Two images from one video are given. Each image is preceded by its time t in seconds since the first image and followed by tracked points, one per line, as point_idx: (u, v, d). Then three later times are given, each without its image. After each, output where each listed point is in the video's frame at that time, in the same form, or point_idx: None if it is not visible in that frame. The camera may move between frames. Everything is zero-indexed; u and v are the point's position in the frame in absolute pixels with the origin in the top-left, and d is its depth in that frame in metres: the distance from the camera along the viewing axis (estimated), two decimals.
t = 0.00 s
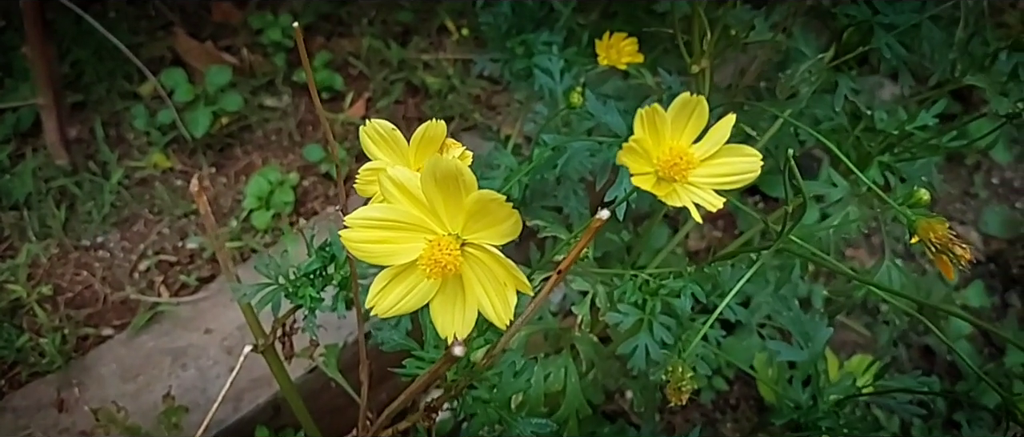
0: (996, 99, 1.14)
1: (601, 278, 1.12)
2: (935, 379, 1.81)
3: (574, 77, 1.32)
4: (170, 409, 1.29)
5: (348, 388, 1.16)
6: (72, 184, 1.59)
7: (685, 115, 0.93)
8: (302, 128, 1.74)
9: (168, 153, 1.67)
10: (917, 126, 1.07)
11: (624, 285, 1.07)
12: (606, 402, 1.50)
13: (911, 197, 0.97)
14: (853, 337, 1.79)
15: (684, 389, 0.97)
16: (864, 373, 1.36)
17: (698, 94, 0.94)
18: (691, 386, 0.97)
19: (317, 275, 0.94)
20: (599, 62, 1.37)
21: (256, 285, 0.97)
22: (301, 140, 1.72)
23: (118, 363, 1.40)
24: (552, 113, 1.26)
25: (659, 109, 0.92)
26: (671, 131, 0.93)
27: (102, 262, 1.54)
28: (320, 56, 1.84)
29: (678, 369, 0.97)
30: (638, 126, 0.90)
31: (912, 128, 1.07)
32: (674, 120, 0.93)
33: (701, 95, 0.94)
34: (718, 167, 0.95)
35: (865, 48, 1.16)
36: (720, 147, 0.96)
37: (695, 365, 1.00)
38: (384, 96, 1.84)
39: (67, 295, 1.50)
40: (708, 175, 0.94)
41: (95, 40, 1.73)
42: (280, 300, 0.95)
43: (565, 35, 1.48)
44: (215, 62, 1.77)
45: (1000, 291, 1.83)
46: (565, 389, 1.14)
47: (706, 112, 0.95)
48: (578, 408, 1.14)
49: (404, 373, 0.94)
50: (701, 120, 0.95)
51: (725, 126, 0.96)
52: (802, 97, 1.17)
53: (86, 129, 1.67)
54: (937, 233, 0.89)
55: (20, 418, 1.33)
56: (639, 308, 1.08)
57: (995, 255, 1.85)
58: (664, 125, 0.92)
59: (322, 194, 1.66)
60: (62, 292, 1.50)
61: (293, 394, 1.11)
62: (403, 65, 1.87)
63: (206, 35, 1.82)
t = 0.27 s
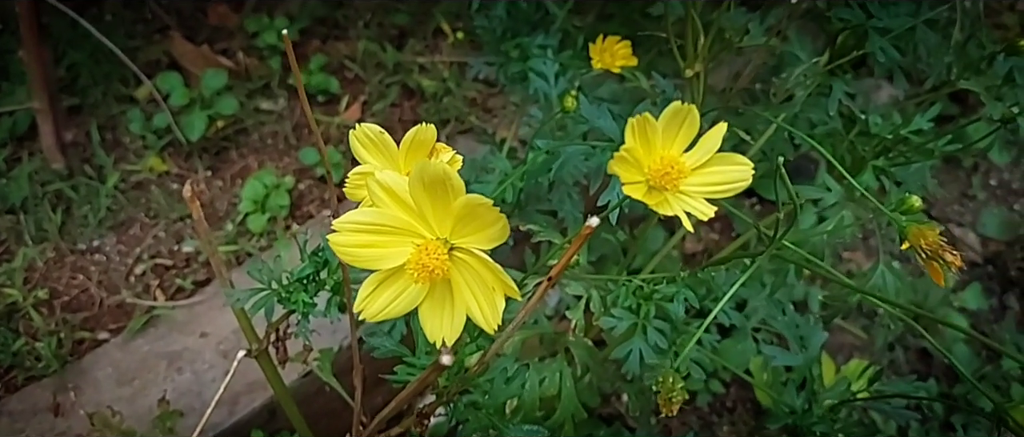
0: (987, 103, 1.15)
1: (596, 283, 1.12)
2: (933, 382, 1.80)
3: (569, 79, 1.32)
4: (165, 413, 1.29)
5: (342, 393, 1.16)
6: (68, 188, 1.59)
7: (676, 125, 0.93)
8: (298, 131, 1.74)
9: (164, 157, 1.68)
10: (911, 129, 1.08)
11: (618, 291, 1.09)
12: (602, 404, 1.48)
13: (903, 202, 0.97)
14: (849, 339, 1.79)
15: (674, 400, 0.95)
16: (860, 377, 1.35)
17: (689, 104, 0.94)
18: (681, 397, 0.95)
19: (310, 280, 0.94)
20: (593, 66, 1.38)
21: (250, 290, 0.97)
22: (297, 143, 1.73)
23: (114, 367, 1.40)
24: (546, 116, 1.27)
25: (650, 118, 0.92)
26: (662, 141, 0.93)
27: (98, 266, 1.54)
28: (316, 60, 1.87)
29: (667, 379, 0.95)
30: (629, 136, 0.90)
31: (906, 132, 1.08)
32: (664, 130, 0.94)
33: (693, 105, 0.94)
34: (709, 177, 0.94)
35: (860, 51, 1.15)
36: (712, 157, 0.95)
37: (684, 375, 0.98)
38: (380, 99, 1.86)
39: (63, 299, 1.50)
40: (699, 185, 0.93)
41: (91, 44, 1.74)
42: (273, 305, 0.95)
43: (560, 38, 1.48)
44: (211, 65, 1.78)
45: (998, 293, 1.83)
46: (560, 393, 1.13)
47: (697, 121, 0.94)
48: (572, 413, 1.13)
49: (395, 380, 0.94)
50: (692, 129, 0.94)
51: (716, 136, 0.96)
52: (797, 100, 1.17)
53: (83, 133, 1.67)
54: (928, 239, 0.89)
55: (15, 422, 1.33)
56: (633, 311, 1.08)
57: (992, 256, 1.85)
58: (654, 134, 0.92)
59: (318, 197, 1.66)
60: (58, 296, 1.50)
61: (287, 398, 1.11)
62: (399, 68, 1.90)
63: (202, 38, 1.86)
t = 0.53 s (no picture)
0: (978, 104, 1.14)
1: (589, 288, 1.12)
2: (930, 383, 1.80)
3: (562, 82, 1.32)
4: (157, 418, 1.29)
5: (335, 398, 1.16)
6: (62, 193, 1.59)
7: (659, 130, 0.91)
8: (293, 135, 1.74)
9: (158, 161, 1.68)
10: (904, 133, 1.06)
11: (609, 294, 1.07)
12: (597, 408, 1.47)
13: (894, 207, 0.97)
14: (845, 340, 1.79)
15: (658, 405, 0.95)
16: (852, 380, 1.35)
17: (672, 107, 0.92)
18: (665, 401, 0.94)
19: (301, 287, 0.93)
20: (584, 69, 1.38)
21: (241, 296, 0.96)
22: (292, 147, 1.73)
23: (108, 372, 1.40)
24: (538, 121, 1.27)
25: (632, 123, 0.90)
26: (644, 146, 0.92)
27: (92, 271, 1.54)
28: (311, 63, 1.88)
29: (652, 384, 0.94)
30: (610, 141, 0.88)
31: (899, 135, 1.07)
32: (647, 135, 0.92)
33: (675, 108, 0.92)
34: (692, 181, 0.93)
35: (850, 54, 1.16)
36: (694, 161, 0.94)
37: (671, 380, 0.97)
38: (375, 103, 1.87)
39: (58, 304, 1.50)
40: (682, 190, 0.93)
41: (86, 48, 1.74)
42: (264, 311, 0.95)
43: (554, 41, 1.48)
44: (205, 69, 1.79)
45: (995, 294, 1.83)
46: (552, 398, 1.13)
47: (680, 126, 0.92)
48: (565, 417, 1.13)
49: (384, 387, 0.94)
50: (676, 133, 0.93)
51: (699, 140, 0.94)
52: (787, 106, 1.16)
53: (77, 137, 1.67)
54: (919, 245, 0.89)
55: (10, 427, 1.33)
56: (626, 315, 1.08)
57: (988, 257, 1.86)
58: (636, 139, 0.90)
59: (312, 201, 1.66)
60: (52, 302, 1.50)
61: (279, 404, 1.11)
62: (393, 71, 1.91)
63: (196, 42, 1.87)
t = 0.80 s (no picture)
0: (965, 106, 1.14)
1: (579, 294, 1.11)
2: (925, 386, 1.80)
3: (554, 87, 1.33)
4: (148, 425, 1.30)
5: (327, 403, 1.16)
6: (56, 198, 1.59)
7: (638, 143, 0.93)
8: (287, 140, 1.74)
9: (152, 166, 1.68)
10: (893, 139, 1.07)
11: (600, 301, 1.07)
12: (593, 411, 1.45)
13: (881, 216, 0.97)
14: (841, 343, 1.79)
15: (640, 419, 0.96)
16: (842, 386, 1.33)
17: (651, 120, 0.94)
18: (648, 416, 0.96)
19: (289, 295, 0.92)
20: (574, 77, 1.37)
21: (230, 304, 0.96)
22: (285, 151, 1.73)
23: (100, 378, 1.39)
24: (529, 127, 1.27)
25: (612, 137, 0.92)
26: (624, 158, 0.94)
27: (86, 276, 1.54)
28: (305, 67, 1.89)
29: (634, 398, 0.95)
30: (590, 155, 0.90)
31: (888, 141, 1.07)
32: (627, 148, 0.93)
33: (654, 121, 0.94)
34: (671, 193, 0.95)
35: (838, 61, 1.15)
36: (674, 174, 0.95)
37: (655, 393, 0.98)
38: (369, 106, 1.88)
39: (51, 310, 1.50)
40: (661, 201, 0.95)
41: (79, 53, 1.73)
42: (253, 319, 0.95)
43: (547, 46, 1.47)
44: (199, 73, 1.80)
45: (991, 296, 1.82)
46: (543, 403, 1.13)
47: (660, 138, 0.94)
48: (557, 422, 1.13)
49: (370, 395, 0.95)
50: (655, 146, 0.94)
51: (680, 152, 0.96)
52: (775, 112, 1.13)
53: (70, 142, 1.67)
54: (905, 255, 0.89)
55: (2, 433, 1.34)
56: (617, 321, 1.08)
57: (984, 259, 1.85)
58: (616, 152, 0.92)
59: (306, 205, 1.66)
60: (45, 307, 1.50)
61: (269, 410, 1.12)
62: (387, 75, 1.91)
63: (190, 46, 1.89)
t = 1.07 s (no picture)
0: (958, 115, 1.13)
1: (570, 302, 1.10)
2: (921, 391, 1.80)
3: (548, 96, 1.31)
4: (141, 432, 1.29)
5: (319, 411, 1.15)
6: (50, 204, 1.59)
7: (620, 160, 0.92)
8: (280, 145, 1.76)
9: (147, 172, 1.68)
10: (884, 148, 1.06)
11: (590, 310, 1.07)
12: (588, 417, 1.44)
13: (867, 229, 0.97)
14: (837, 349, 1.78)
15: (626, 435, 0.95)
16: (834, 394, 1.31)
17: (633, 138, 0.93)
18: (634, 431, 0.94)
19: (279, 304, 0.92)
20: (564, 86, 1.36)
21: (220, 313, 0.97)
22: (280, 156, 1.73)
23: (94, 385, 1.40)
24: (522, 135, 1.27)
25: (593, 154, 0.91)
26: (606, 177, 0.92)
27: (80, 282, 1.54)
28: (300, 73, 1.89)
29: (620, 415, 0.94)
30: (572, 172, 0.89)
31: (878, 151, 1.06)
32: (609, 166, 0.93)
33: (637, 139, 0.93)
34: (654, 211, 0.93)
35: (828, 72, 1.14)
36: (657, 191, 0.93)
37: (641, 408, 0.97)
38: (365, 112, 1.88)
39: (45, 316, 1.50)
40: (644, 218, 0.92)
41: (75, 59, 1.74)
42: (243, 329, 0.96)
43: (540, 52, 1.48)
44: (194, 79, 1.81)
45: (988, 301, 1.82)
46: (534, 412, 1.12)
47: (642, 156, 0.93)
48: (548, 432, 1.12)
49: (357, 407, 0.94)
50: (637, 164, 0.93)
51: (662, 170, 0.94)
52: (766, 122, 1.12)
53: (65, 148, 1.68)
54: (887, 269, 0.89)
55: None
56: (609, 330, 1.07)
57: (981, 264, 1.85)
58: (598, 170, 0.91)
59: (300, 211, 1.65)
60: (40, 313, 1.50)
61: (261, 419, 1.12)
62: (383, 81, 1.92)
63: (186, 52, 1.90)
